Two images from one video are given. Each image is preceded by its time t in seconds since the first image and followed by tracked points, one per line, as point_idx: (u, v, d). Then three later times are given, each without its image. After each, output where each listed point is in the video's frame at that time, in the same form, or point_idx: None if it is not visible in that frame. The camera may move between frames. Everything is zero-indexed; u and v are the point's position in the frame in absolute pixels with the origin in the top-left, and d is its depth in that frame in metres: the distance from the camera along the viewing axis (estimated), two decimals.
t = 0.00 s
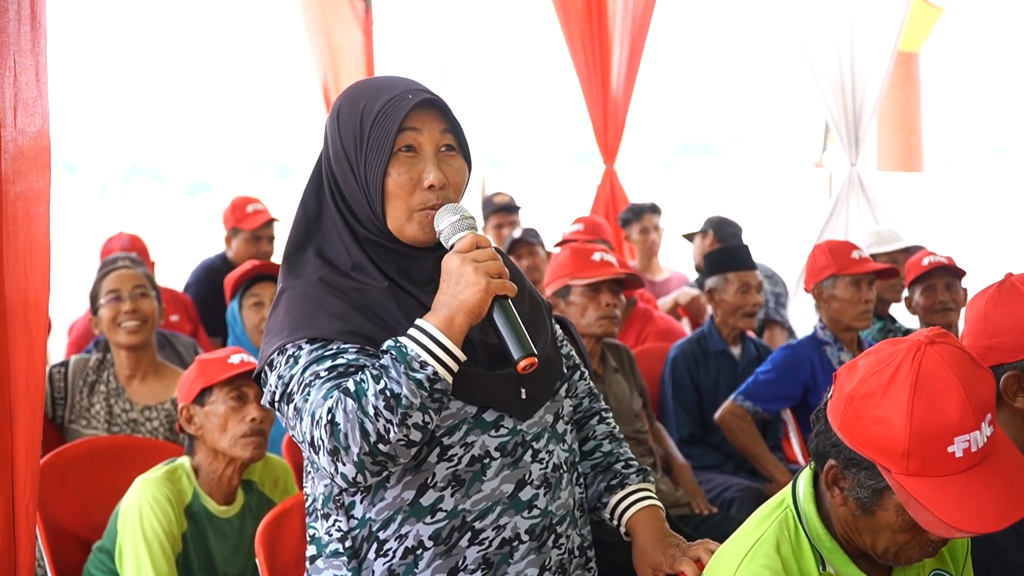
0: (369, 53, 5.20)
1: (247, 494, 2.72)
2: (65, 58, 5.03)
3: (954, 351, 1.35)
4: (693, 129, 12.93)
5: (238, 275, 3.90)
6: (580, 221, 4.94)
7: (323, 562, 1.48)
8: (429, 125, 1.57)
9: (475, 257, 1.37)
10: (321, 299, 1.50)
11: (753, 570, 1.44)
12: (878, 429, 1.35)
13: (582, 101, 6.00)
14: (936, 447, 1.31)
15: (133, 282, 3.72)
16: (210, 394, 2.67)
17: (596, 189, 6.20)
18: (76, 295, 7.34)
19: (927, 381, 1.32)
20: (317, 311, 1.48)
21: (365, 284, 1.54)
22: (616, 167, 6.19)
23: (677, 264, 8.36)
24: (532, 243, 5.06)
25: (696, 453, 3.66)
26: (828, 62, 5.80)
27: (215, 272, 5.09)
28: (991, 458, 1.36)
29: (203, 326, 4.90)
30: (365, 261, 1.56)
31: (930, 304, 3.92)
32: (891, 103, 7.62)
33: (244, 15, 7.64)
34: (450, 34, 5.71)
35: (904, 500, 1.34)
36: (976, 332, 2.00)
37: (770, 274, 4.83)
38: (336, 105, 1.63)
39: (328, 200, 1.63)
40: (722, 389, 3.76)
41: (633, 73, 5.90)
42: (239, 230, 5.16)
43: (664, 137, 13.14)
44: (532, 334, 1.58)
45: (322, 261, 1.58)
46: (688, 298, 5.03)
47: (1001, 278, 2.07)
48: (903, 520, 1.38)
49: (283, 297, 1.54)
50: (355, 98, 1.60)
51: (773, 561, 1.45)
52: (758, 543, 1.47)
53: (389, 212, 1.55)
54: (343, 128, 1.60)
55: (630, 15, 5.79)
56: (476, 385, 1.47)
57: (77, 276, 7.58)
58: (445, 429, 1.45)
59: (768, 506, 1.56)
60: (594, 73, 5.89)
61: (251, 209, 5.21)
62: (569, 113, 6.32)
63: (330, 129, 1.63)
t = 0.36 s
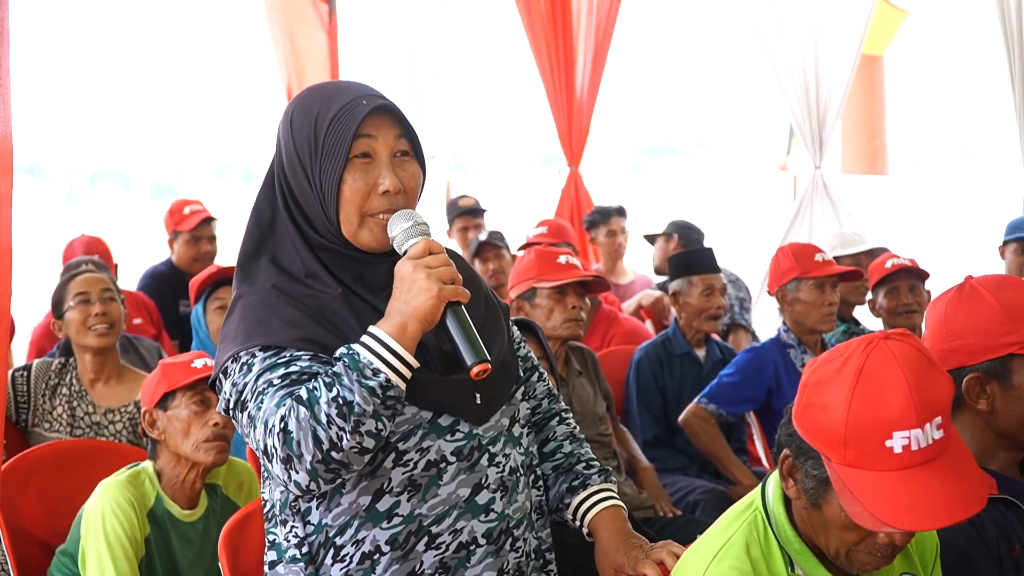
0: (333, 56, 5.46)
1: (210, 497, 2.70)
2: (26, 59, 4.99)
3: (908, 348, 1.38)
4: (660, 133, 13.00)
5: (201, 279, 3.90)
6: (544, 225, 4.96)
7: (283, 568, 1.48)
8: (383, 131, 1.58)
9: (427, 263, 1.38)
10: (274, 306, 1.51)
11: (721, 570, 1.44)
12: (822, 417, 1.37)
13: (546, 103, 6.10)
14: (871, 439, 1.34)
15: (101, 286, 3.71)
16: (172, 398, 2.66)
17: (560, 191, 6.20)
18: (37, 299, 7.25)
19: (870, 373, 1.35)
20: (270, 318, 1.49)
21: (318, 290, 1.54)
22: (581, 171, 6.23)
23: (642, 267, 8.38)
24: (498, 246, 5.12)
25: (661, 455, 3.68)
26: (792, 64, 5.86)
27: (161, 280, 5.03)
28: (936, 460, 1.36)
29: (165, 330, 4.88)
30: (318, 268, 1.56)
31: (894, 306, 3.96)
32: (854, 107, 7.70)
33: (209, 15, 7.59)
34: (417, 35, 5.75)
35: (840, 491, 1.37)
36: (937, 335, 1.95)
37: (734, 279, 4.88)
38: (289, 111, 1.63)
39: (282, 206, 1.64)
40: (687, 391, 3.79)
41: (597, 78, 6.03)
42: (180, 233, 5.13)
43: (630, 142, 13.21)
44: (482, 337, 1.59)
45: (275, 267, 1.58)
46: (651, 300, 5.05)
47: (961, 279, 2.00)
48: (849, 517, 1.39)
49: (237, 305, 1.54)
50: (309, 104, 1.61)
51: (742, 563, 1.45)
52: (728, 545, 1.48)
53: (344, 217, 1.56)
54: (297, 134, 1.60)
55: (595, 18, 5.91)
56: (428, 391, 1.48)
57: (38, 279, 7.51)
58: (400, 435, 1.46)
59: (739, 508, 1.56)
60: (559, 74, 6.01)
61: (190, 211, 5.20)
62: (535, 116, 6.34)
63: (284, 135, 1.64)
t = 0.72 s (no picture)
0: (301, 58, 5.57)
1: (174, 500, 2.68)
2: None
3: (831, 331, 1.39)
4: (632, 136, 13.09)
5: (167, 282, 3.91)
6: (511, 228, 4.98)
7: (242, 571, 1.49)
8: (347, 134, 1.58)
9: (385, 269, 1.39)
10: (233, 311, 1.51)
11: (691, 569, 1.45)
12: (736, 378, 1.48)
13: (514, 105, 6.11)
14: (751, 394, 1.42)
15: (65, 289, 3.67)
16: (137, 401, 2.64)
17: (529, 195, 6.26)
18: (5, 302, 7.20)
19: (774, 341, 1.43)
20: (229, 324, 1.49)
21: (276, 295, 1.54)
22: (549, 174, 6.28)
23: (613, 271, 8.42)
24: (467, 249, 5.18)
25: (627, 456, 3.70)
26: (761, 67, 5.92)
27: (114, 282, 4.99)
28: (812, 434, 1.36)
29: (134, 336, 4.87)
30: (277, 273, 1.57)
31: (860, 309, 3.93)
32: (825, 109, 7.76)
33: (177, 16, 7.54)
34: (387, 36, 5.74)
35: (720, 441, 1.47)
36: (895, 340, 1.93)
37: (704, 283, 4.94)
38: (250, 113, 1.63)
39: (241, 210, 1.64)
40: (654, 392, 3.81)
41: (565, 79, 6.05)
42: (128, 228, 5.09)
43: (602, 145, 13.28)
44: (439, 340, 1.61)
45: (233, 272, 1.58)
46: (618, 303, 5.11)
47: (918, 283, 1.98)
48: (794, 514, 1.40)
49: (195, 309, 1.54)
50: (270, 107, 1.60)
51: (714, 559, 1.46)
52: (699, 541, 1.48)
53: (307, 221, 1.57)
54: (259, 138, 1.60)
55: (563, 20, 5.93)
56: (385, 396, 1.49)
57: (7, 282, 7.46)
58: (359, 439, 1.47)
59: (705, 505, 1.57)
60: (527, 78, 6.03)
61: (138, 207, 5.19)
62: (506, 118, 6.36)
63: (243, 137, 1.63)
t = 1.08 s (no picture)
0: (274, 61, 5.41)
1: (142, 503, 2.67)
2: None
3: (786, 332, 1.42)
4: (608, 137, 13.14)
5: (138, 285, 3.89)
6: (484, 231, 4.98)
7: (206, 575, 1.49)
8: (306, 132, 1.59)
9: (351, 277, 1.39)
10: (201, 316, 1.50)
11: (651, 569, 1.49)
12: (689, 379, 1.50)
13: (488, 106, 6.12)
14: (708, 396, 1.44)
15: (34, 295, 3.65)
16: (103, 405, 2.62)
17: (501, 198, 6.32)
18: None
19: (730, 343, 1.45)
20: (196, 329, 1.48)
21: (244, 301, 1.54)
22: (522, 177, 6.32)
23: (590, 274, 8.46)
24: (441, 251, 5.18)
25: (595, 452, 3.71)
26: (733, 71, 5.96)
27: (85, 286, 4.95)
28: (766, 435, 1.38)
29: (109, 339, 4.82)
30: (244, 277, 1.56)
31: (829, 312, 3.96)
32: (800, 113, 7.83)
33: (151, 17, 7.58)
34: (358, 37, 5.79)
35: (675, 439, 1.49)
36: (858, 344, 1.95)
37: (678, 287, 4.99)
38: (210, 118, 1.63)
39: (206, 214, 1.63)
40: (625, 394, 3.83)
41: (538, 83, 6.07)
42: (90, 230, 5.05)
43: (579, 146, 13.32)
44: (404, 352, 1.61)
45: (200, 276, 1.57)
46: (591, 306, 5.15)
47: (880, 286, 2.00)
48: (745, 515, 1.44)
49: (163, 315, 1.53)
50: (229, 110, 1.60)
51: (672, 562, 1.49)
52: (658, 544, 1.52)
53: (271, 220, 1.56)
54: (219, 140, 1.60)
55: (536, 24, 5.94)
56: (352, 402, 1.48)
57: None
58: (324, 446, 1.46)
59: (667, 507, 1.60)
60: (500, 80, 6.04)
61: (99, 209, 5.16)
62: (480, 120, 6.37)
63: (205, 141, 1.63)
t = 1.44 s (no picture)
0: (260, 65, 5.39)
1: (123, 506, 2.66)
2: None
3: (772, 337, 1.41)
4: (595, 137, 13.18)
5: (120, 288, 3.87)
6: (467, 233, 4.99)
7: None
8: (301, 142, 1.59)
9: (341, 281, 1.39)
10: (189, 319, 1.50)
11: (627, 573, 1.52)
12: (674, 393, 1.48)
13: (472, 108, 6.13)
14: (698, 410, 1.41)
15: (13, 297, 3.62)
16: (86, 407, 2.60)
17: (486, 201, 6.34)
18: None
19: (716, 354, 1.43)
20: (184, 331, 1.48)
21: (232, 304, 1.54)
22: (506, 179, 6.34)
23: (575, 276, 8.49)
24: (427, 253, 5.21)
25: (576, 455, 3.72)
26: (717, 74, 5.99)
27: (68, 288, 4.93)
28: (765, 444, 1.36)
29: (94, 342, 4.80)
30: (232, 281, 1.57)
31: (812, 314, 3.97)
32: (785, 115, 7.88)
33: (138, 16, 7.56)
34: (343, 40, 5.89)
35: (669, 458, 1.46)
36: (835, 346, 1.98)
37: (657, 290, 5.03)
38: (204, 120, 1.62)
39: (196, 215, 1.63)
40: (608, 397, 3.86)
41: (523, 85, 6.08)
42: (69, 233, 5.03)
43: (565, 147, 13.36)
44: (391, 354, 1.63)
45: (189, 277, 1.58)
46: (575, 309, 5.17)
47: (859, 289, 2.03)
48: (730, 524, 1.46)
49: (150, 315, 1.53)
50: (224, 114, 1.60)
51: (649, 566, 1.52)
52: (636, 548, 1.54)
53: (261, 228, 1.56)
54: (213, 143, 1.59)
55: (520, 27, 5.95)
56: (339, 407, 1.49)
57: None
58: (310, 450, 1.47)
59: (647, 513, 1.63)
60: (485, 82, 6.06)
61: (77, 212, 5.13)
62: (465, 122, 6.39)
63: (198, 143, 1.63)
